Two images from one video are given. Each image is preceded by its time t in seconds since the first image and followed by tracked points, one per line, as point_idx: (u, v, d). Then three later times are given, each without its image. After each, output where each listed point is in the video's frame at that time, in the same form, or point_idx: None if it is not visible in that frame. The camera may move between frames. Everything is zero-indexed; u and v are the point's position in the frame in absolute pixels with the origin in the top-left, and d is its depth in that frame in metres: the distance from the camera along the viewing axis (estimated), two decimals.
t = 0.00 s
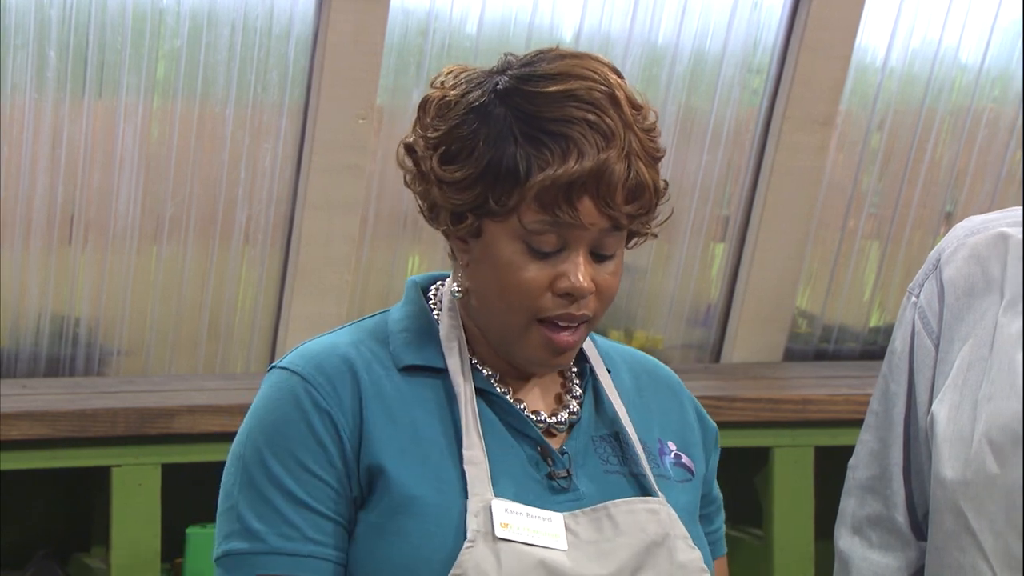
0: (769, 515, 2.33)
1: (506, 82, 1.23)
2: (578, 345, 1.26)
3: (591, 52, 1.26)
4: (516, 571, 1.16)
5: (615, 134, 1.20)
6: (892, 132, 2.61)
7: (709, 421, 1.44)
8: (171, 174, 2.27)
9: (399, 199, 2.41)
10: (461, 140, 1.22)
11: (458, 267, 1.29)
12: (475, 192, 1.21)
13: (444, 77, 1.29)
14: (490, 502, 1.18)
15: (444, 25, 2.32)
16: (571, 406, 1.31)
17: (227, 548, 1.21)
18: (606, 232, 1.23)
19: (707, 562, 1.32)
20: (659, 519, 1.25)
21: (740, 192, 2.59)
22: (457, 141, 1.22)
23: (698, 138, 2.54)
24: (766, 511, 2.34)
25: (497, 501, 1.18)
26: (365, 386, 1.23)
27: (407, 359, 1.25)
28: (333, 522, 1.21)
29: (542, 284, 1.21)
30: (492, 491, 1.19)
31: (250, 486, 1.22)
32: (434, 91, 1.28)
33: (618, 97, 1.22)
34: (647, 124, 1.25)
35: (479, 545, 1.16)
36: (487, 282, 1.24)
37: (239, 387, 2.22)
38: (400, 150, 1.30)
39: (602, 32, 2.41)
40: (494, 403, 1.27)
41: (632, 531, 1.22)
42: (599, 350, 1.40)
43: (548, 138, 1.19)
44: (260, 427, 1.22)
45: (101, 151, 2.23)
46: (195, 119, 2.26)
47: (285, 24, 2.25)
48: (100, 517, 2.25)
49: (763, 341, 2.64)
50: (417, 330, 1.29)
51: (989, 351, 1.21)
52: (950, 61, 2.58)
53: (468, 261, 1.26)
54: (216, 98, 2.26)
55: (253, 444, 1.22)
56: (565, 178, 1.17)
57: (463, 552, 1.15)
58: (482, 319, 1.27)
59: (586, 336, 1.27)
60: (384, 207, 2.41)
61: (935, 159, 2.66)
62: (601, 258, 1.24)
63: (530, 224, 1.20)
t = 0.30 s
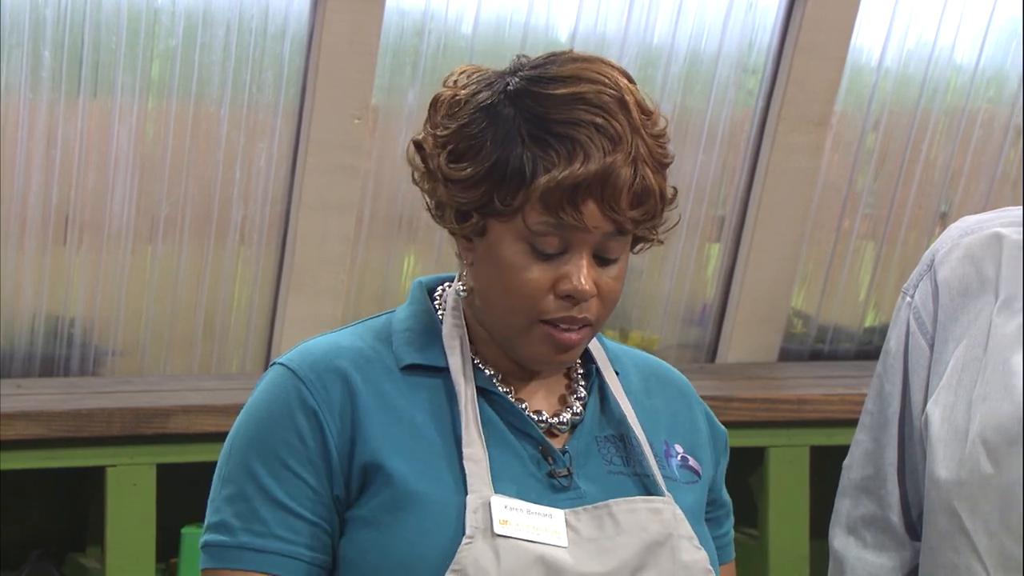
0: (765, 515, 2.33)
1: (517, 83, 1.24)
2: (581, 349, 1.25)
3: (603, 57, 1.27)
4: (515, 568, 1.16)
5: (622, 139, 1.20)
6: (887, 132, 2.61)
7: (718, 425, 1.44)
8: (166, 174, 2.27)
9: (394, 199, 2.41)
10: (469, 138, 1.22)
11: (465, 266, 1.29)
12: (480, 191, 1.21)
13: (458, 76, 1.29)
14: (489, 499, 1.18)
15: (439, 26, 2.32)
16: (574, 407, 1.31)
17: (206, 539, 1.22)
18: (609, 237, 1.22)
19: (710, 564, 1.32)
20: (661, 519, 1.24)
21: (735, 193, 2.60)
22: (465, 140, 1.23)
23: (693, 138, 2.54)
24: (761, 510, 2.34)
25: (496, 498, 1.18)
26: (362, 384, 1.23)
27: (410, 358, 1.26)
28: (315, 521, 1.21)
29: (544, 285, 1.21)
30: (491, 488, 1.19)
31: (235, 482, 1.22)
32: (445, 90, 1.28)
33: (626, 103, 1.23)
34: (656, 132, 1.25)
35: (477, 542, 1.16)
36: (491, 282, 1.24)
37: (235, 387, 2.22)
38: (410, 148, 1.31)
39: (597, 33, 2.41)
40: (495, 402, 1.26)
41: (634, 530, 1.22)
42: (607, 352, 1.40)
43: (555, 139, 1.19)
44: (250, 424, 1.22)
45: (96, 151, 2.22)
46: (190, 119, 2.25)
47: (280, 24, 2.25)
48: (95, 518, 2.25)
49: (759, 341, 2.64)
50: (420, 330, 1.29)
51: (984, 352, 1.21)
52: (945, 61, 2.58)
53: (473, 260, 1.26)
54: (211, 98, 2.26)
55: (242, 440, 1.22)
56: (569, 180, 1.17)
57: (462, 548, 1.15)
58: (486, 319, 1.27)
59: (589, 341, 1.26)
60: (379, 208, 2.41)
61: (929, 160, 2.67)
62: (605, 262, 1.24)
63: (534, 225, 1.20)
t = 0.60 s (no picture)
0: (761, 515, 2.33)
1: (516, 83, 1.24)
2: (578, 349, 1.26)
3: (601, 57, 1.27)
4: (510, 566, 1.16)
5: (619, 139, 1.20)
6: (885, 131, 2.62)
7: (721, 424, 1.44)
8: (164, 173, 2.27)
9: (392, 199, 2.41)
10: (467, 139, 1.22)
11: (464, 265, 1.30)
12: (478, 191, 1.21)
13: (458, 75, 1.29)
14: (485, 497, 1.18)
15: (437, 25, 2.32)
16: (574, 405, 1.31)
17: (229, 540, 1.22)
18: (606, 237, 1.22)
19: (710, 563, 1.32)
20: (658, 517, 1.24)
21: (733, 192, 2.60)
22: (463, 141, 1.23)
23: (691, 137, 2.54)
24: (759, 510, 2.34)
25: (492, 496, 1.18)
26: (366, 382, 1.23)
27: (409, 358, 1.26)
28: (335, 514, 1.21)
29: (541, 286, 1.21)
30: (488, 486, 1.19)
31: (253, 480, 1.22)
32: (445, 90, 1.28)
33: (624, 103, 1.23)
34: (654, 132, 1.25)
35: (472, 540, 1.16)
36: (489, 282, 1.24)
37: (232, 387, 2.22)
38: (410, 148, 1.31)
39: (595, 33, 2.41)
40: (495, 400, 1.26)
41: (630, 528, 1.22)
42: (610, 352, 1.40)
43: (552, 141, 1.19)
44: (262, 422, 1.22)
45: (94, 151, 2.22)
46: (187, 119, 2.25)
47: (278, 23, 2.25)
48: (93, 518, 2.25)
49: (757, 340, 2.65)
50: (421, 330, 1.29)
51: (983, 351, 1.21)
52: (942, 61, 2.58)
53: (471, 260, 1.26)
54: (209, 98, 2.26)
55: (255, 437, 1.22)
56: (566, 181, 1.17)
57: (457, 547, 1.15)
58: (485, 319, 1.27)
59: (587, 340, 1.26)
60: (377, 207, 2.41)
61: (927, 159, 2.67)
62: (603, 262, 1.24)
63: (531, 225, 1.20)
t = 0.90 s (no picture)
0: (761, 515, 2.33)
1: (531, 83, 1.24)
2: (589, 349, 1.26)
3: (617, 59, 1.27)
4: (521, 566, 1.16)
5: (635, 140, 1.20)
6: (884, 131, 2.62)
7: (725, 429, 1.44)
8: (164, 173, 2.27)
9: (391, 199, 2.41)
10: (482, 138, 1.22)
11: (475, 265, 1.29)
12: (492, 190, 1.21)
13: (473, 75, 1.29)
14: (496, 497, 1.18)
15: (436, 25, 2.32)
16: (582, 407, 1.31)
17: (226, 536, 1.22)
18: (619, 239, 1.22)
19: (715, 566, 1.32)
20: (668, 519, 1.24)
21: (733, 192, 2.60)
22: (477, 140, 1.23)
23: (690, 137, 2.55)
24: (758, 510, 2.34)
25: (504, 496, 1.18)
26: (374, 380, 1.23)
27: (420, 357, 1.26)
28: (335, 514, 1.20)
29: (553, 285, 1.21)
30: (498, 486, 1.19)
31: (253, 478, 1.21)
32: (460, 88, 1.28)
33: (640, 105, 1.23)
34: (669, 135, 1.25)
35: (484, 540, 1.16)
36: (501, 281, 1.24)
37: (232, 387, 2.21)
38: (423, 146, 1.31)
39: (594, 32, 2.41)
40: (504, 401, 1.26)
41: (641, 530, 1.22)
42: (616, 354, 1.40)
43: (568, 141, 1.19)
44: (267, 419, 1.22)
45: (93, 151, 2.22)
46: (187, 119, 2.25)
47: (277, 23, 2.25)
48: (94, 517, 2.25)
49: (756, 340, 2.65)
50: (431, 329, 1.29)
51: (984, 352, 1.21)
52: (941, 61, 2.58)
53: (483, 259, 1.26)
54: (208, 97, 2.26)
55: (258, 434, 1.22)
56: (581, 181, 1.17)
57: (469, 546, 1.16)
58: (496, 317, 1.27)
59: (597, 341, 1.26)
60: (376, 207, 2.41)
61: (926, 158, 2.67)
62: (615, 263, 1.24)
63: (545, 225, 1.20)
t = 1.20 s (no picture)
0: (759, 514, 2.34)
1: (521, 82, 1.24)
2: (584, 347, 1.25)
3: (606, 56, 1.27)
4: (518, 563, 1.16)
5: (625, 136, 1.21)
6: (882, 131, 2.62)
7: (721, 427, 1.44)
8: (162, 173, 2.27)
9: (389, 199, 2.41)
10: (474, 137, 1.23)
11: (469, 265, 1.30)
12: (485, 190, 1.21)
13: (463, 75, 1.30)
14: (494, 494, 1.18)
15: (435, 25, 2.31)
16: (579, 406, 1.31)
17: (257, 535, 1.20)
18: (612, 235, 1.22)
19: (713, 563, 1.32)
20: (663, 516, 1.25)
21: (731, 192, 2.60)
22: (469, 140, 1.23)
23: (689, 137, 2.55)
24: (756, 510, 2.34)
25: (501, 493, 1.18)
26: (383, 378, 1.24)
27: (419, 357, 1.26)
28: (363, 502, 1.20)
29: (547, 284, 1.21)
30: (496, 483, 1.19)
31: (276, 473, 1.21)
32: (451, 89, 1.29)
33: (629, 102, 1.23)
34: (659, 131, 1.25)
35: (481, 537, 1.16)
36: (495, 280, 1.24)
37: (230, 387, 2.21)
38: (416, 148, 1.31)
39: (592, 32, 2.41)
40: (503, 400, 1.27)
41: (637, 527, 1.22)
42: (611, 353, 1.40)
43: (559, 139, 1.19)
44: (282, 416, 1.22)
45: (92, 151, 2.22)
46: (185, 118, 2.25)
47: (276, 23, 2.25)
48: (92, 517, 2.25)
49: (754, 340, 2.65)
50: (430, 330, 1.29)
51: (985, 352, 1.21)
52: (939, 61, 2.58)
53: (478, 259, 1.26)
54: (207, 97, 2.25)
55: (276, 431, 1.22)
56: (573, 178, 1.17)
57: (466, 543, 1.15)
58: (491, 317, 1.27)
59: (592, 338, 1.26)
60: (375, 207, 2.41)
61: (925, 158, 2.68)
62: (608, 260, 1.24)
63: (538, 223, 1.20)
